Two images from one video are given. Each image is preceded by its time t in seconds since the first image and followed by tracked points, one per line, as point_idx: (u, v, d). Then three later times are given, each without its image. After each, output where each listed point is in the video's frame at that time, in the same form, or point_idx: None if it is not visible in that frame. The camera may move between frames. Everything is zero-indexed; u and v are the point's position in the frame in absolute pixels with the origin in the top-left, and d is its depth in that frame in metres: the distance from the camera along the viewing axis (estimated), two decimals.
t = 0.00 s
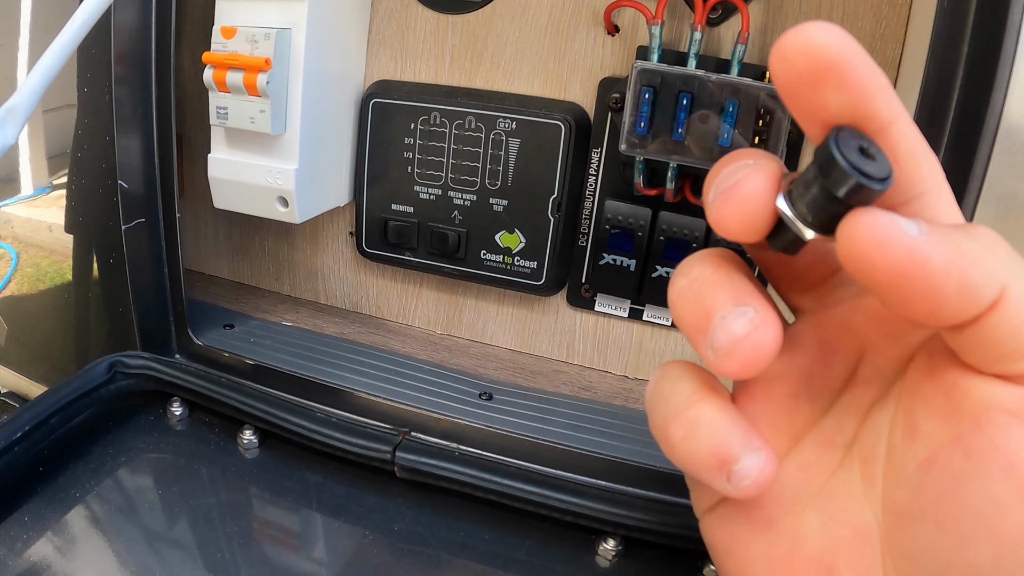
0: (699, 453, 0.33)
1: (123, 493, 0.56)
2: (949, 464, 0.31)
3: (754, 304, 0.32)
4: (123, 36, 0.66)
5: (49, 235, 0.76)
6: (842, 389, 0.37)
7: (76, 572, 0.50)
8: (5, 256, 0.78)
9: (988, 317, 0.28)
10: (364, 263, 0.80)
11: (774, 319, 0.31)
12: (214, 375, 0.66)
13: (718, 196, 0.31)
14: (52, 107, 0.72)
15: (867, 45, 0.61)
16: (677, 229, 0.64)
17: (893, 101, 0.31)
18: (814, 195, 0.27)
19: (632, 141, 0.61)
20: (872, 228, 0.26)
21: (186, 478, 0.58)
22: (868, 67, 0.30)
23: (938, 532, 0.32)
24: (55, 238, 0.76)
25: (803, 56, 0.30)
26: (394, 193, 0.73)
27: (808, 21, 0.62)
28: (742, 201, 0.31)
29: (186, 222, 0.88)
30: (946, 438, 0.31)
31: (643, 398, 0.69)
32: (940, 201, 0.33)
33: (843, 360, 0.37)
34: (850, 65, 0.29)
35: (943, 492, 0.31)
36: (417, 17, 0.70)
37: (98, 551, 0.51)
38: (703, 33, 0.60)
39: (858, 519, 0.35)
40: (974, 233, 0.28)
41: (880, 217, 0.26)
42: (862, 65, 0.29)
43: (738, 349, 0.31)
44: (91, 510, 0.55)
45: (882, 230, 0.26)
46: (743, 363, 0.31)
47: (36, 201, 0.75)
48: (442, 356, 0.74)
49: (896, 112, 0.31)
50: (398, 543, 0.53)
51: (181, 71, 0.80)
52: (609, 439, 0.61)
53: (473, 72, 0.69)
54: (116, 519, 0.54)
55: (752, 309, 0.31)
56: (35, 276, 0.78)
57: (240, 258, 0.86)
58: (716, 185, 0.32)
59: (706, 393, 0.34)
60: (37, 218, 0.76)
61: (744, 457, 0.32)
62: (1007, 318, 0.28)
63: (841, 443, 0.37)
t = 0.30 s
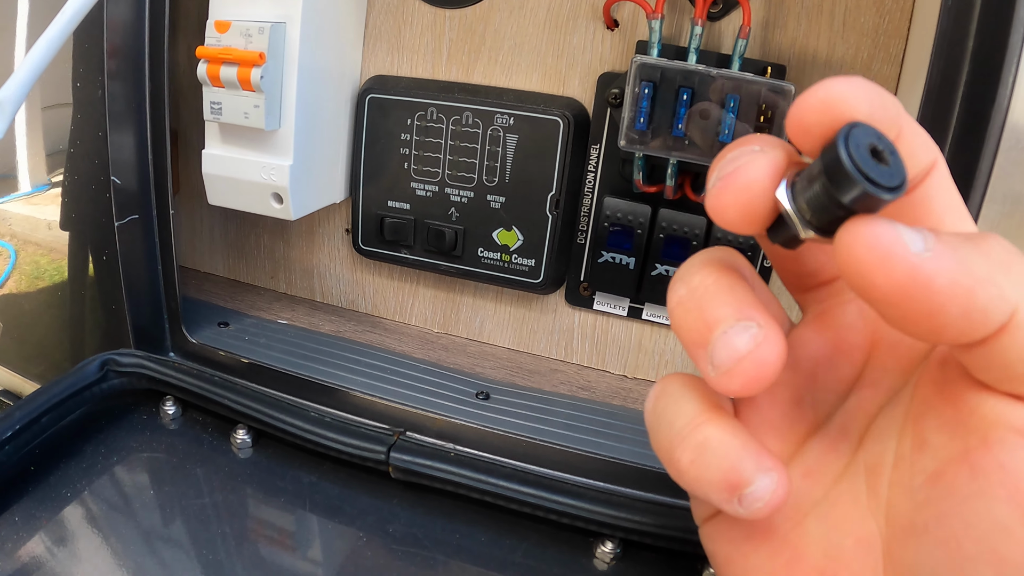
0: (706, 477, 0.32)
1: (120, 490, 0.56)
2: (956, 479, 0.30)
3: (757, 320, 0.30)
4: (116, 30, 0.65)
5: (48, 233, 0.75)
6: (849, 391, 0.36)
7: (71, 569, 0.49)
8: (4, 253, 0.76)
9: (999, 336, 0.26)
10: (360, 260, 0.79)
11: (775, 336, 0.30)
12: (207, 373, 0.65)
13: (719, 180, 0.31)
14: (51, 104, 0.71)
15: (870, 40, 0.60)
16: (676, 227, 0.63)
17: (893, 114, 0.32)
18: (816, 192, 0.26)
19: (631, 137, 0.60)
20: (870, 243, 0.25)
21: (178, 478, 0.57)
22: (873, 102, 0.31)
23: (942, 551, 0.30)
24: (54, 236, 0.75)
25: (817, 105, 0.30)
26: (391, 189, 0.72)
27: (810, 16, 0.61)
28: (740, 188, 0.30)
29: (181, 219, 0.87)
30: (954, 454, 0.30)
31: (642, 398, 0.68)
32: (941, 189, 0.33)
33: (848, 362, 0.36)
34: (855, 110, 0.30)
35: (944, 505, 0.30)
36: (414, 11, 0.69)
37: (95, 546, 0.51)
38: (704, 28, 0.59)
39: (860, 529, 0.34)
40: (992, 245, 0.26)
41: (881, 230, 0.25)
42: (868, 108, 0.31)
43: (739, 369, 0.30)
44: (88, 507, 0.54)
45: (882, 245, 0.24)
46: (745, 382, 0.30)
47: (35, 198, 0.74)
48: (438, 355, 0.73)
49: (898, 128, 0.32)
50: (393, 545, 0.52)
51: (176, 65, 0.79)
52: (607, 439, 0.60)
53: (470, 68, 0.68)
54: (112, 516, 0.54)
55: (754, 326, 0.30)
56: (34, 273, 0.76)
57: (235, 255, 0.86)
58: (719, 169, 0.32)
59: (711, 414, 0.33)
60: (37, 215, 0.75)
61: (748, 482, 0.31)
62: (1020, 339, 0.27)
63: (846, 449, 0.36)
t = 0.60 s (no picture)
0: (699, 480, 0.31)
1: (117, 489, 0.55)
2: (939, 494, 0.30)
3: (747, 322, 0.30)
4: (113, 26, 0.64)
5: (48, 232, 0.74)
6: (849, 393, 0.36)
7: (68, 567, 0.49)
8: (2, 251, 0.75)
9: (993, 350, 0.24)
10: (359, 259, 0.79)
11: (764, 340, 0.30)
12: (204, 372, 0.64)
13: (713, 205, 0.31)
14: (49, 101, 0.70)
15: (873, 37, 0.59)
16: (678, 225, 0.63)
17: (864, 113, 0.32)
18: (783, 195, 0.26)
19: (632, 134, 0.60)
20: (838, 233, 0.23)
21: (175, 477, 0.57)
22: (839, 96, 0.32)
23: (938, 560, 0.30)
24: (54, 234, 0.74)
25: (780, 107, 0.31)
26: (390, 186, 0.71)
27: (812, 13, 0.60)
28: (735, 205, 0.30)
29: (178, 216, 0.86)
30: (940, 467, 0.30)
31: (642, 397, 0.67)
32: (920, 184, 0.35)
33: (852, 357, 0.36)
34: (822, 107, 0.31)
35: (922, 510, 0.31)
36: (413, 7, 0.69)
37: (92, 545, 0.50)
38: (705, 24, 0.58)
39: (857, 534, 0.34)
40: (997, 252, 0.24)
41: (853, 219, 0.23)
42: (833, 99, 0.31)
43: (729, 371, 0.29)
44: (85, 506, 0.54)
45: (852, 239, 0.23)
46: (737, 386, 0.29)
47: (34, 196, 0.74)
48: (437, 353, 0.73)
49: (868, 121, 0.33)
50: (391, 545, 0.52)
51: (174, 62, 0.79)
52: (607, 439, 0.59)
53: (470, 64, 0.68)
54: (109, 514, 0.53)
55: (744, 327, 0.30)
56: (32, 272, 0.75)
57: (233, 253, 0.85)
58: (708, 191, 0.32)
59: (703, 413, 0.33)
60: (35, 213, 0.74)
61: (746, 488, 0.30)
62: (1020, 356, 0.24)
63: (845, 452, 0.35)
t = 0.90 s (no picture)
0: (643, 413, 0.36)
1: (117, 487, 0.55)
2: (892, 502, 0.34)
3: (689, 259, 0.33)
4: (113, 23, 0.64)
5: (47, 230, 0.74)
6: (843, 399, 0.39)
7: (68, 565, 0.49)
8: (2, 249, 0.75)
9: (850, 380, 0.26)
10: (360, 257, 0.79)
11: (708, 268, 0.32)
12: (204, 369, 0.64)
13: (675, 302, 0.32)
14: (50, 99, 0.70)
15: (875, 36, 0.59)
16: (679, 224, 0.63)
17: (830, 93, 0.35)
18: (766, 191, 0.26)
19: (633, 133, 0.60)
20: (780, 205, 0.22)
21: (175, 475, 0.57)
22: (803, 76, 0.34)
23: (901, 555, 0.33)
24: (53, 232, 0.74)
25: (745, 84, 0.33)
26: (391, 185, 0.71)
27: (814, 12, 0.60)
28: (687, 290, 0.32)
29: (178, 214, 0.86)
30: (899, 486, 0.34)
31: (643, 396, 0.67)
32: (920, 189, 0.37)
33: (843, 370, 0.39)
34: (789, 83, 0.33)
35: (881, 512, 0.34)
36: (415, 5, 0.69)
37: (92, 543, 0.50)
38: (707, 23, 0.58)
39: (841, 535, 0.38)
40: (897, 316, 0.24)
41: (803, 204, 0.22)
42: (795, 75, 0.33)
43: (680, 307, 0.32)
44: (85, 504, 0.54)
45: (789, 223, 0.22)
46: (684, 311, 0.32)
47: (33, 193, 0.74)
48: (438, 352, 0.73)
49: (835, 98, 0.35)
50: (392, 544, 0.51)
51: (175, 60, 0.79)
52: (608, 438, 0.59)
53: (471, 63, 0.68)
54: (109, 512, 0.53)
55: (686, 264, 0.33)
56: (32, 269, 0.75)
57: (234, 251, 0.85)
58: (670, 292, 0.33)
59: (666, 366, 0.36)
60: (35, 211, 0.74)
61: (680, 422, 0.34)
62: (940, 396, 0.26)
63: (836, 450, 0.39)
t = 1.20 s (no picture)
0: (625, 418, 0.36)
1: (118, 485, 0.55)
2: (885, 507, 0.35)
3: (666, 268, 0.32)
4: (116, 22, 0.64)
5: (47, 228, 0.74)
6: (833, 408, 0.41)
7: (70, 563, 0.49)
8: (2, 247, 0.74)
9: (833, 389, 0.26)
10: (361, 256, 0.79)
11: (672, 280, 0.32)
12: (206, 368, 0.64)
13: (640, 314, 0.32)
14: (51, 97, 0.70)
15: (876, 37, 0.60)
16: (679, 223, 0.63)
17: (815, 60, 0.35)
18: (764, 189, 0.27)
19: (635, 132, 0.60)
20: (781, 210, 0.22)
21: (176, 473, 0.57)
22: (789, 40, 0.34)
23: (892, 556, 0.34)
24: (54, 230, 0.74)
25: (728, 42, 0.34)
26: (392, 183, 0.71)
27: (815, 12, 0.61)
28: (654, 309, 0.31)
29: (179, 213, 0.86)
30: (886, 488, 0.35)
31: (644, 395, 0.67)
32: (920, 186, 0.37)
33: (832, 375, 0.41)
34: (773, 45, 0.34)
35: (871, 517, 0.35)
36: (416, 4, 0.69)
37: (93, 542, 0.51)
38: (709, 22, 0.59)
39: (836, 541, 0.40)
40: (884, 326, 0.24)
41: (805, 209, 0.22)
42: (781, 38, 0.34)
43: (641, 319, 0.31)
44: (86, 503, 0.54)
45: (789, 228, 0.22)
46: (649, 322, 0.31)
47: (34, 191, 0.73)
48: (439, 350, 0.73)
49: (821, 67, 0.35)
50: (392, 542, 0.52)
51: (177, 59, 0.79)
52: (609, 437, 0.59)
53: (472, 62, 0.68)
54: (111, 511, 0.53)
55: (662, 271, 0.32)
56: (33, 268, 0.75)
57: (235, 249, 0.85)
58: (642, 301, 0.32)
59: (650, 378, 0.37)
60: (36, 209, 0.74)
61: (648, 429, 0.35)
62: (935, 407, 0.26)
63: (829, 458, 0.40)
